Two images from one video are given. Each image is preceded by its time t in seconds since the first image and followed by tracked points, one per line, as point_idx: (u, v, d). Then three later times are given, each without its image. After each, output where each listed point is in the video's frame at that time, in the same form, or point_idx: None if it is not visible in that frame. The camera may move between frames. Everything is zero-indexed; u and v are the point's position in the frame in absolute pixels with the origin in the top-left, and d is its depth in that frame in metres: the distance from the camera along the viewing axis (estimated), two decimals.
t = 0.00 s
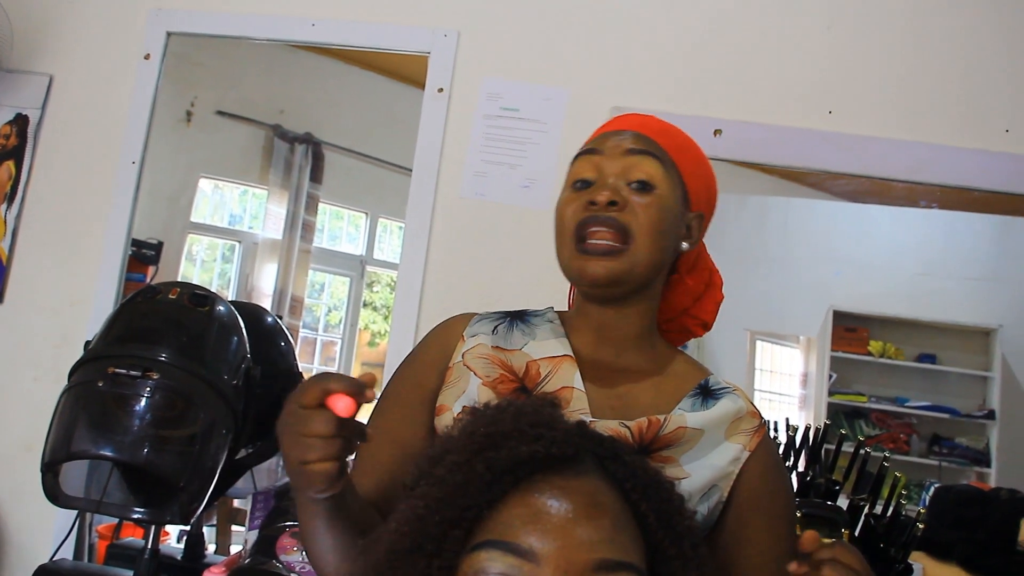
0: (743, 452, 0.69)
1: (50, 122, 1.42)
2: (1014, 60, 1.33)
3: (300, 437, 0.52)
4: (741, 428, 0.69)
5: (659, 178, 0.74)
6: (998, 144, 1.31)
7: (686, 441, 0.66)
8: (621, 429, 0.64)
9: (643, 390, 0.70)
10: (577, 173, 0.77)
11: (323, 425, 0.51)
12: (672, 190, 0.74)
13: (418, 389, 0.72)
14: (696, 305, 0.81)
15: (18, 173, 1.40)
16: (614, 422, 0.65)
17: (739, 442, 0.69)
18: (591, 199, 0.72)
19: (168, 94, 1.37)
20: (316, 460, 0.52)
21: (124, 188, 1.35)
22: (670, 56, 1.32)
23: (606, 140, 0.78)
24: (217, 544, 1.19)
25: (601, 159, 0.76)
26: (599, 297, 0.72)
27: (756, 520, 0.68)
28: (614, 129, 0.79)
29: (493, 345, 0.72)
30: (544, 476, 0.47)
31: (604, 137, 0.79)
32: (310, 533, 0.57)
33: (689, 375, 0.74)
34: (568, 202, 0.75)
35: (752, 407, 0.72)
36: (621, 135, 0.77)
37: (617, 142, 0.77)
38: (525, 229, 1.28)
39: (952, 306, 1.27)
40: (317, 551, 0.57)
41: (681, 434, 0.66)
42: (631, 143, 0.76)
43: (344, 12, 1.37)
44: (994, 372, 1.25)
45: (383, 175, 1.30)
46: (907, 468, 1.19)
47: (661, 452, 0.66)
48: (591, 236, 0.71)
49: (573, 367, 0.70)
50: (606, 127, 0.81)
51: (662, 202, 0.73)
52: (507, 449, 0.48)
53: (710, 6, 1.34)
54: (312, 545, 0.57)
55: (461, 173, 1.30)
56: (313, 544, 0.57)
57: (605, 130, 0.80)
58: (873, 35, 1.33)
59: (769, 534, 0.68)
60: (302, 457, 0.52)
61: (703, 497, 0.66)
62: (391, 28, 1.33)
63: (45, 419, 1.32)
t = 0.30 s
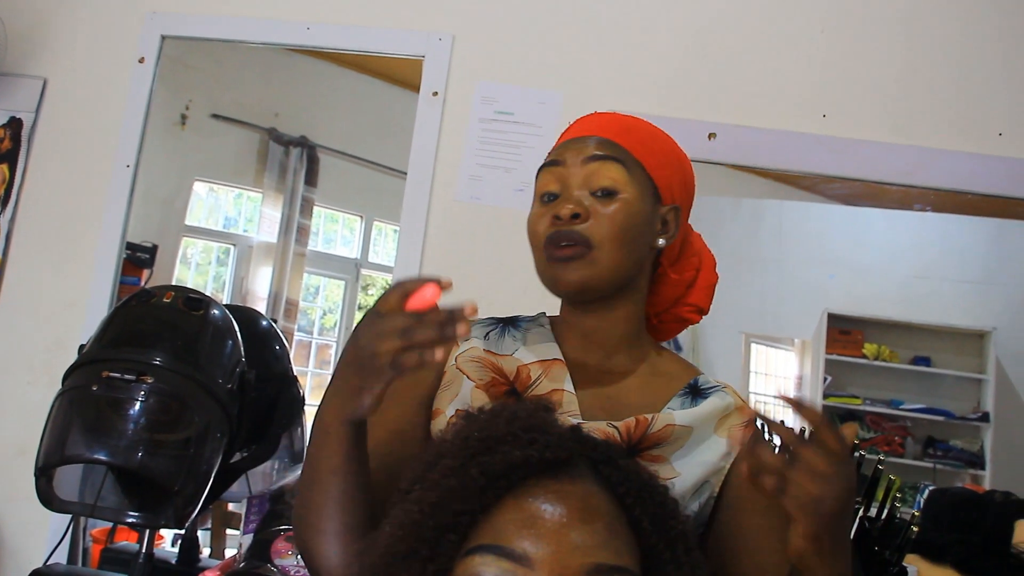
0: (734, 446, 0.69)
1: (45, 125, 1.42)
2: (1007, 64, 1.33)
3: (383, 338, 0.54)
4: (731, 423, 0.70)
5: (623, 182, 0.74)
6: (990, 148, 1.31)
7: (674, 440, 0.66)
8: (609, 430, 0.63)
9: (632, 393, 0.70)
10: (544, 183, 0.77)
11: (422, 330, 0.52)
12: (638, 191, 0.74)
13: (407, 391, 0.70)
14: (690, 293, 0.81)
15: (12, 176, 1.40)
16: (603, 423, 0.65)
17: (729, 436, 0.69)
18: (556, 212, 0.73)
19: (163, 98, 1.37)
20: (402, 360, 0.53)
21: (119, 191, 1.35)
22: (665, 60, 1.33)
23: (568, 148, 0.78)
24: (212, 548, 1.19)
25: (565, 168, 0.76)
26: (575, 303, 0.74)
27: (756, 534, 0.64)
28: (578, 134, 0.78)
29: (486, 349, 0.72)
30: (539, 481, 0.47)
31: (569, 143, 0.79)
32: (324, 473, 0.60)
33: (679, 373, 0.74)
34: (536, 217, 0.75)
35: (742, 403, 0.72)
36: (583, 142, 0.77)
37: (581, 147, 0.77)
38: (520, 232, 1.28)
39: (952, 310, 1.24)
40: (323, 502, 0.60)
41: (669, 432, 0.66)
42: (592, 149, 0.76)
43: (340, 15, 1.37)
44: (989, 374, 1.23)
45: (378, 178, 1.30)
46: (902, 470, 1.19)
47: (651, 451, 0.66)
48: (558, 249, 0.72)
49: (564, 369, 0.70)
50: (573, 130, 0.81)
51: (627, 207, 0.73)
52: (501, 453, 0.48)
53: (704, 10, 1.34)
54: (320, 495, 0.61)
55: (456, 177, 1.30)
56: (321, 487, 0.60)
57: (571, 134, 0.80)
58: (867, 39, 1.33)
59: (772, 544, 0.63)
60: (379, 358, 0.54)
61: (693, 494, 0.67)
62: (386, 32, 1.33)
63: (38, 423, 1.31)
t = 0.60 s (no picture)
0: (726, 450, 0.69)
1: (41, 126, 1.41)
2: (1002, 66, 1.33)
3: (332, 378, 0.54)
4: (724, 425, 0.69)
5: (612, 200, 0.71)
6: (987, 150, 1.31)
7: (665, 442, 0.66)
8: (601, 431, 0.64)
9: (623, 393, 0.70)
10: (541, 182, 0.75)
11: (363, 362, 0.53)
12: (629, 209, 0.71)
13: (405, 392, 0.72)
14: (692, 301, 0.80)
15: (8, 177, 1.40)
16: (595, 425, 0.66)
17: (722, 439, 0.69)
18: (539, 220, 0.71)
19: (159, 98, 1.37)
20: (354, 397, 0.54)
21: (115, 191, 1.35)
22: (661, 61, 1.33)
23: (570, 150, 0.75)
24: (208, 549, 1.18)
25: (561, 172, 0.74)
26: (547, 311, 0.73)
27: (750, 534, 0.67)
28: (583, 134, 0.76)
29: (477, 351, 0.72)
30: (533, 481, 0.47)
31: (575, 142, 0.76)
32: (307, 504, 0.59)
33: (672, 376, 0.74)
34: (524, 220, 0.74)
35: (736, 406, 0.72)
36: (585, 147, 0.74)
37: (582, 152, 0.74)
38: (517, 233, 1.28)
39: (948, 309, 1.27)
40: (311, 527, 0.60)
41: (660, 435, 0.66)
42: (590, 157, 0.73)
43: (336, 16, 1.37)
44: (985, 375, 1.24)
45: (375, 179, 1.30)
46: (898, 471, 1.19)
47: (643, 453, 0.66)
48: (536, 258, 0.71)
49: (555, 372, 0.70)
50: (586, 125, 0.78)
51: (612, 226, 0.70)
52: (496, 453, 0.48)
53: (702, 11, 1.34)
54: (306, 521, 0.60)
55: (453, 177, 1.30)
56: (307, 514, 0.60)
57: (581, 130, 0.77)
58: (862, 40, 1.34)
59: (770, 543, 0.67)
60: (333, 396, 0.55)
61: (687, 497, 0.67)
62: (383, 32, 1.33)
63: (33, 424, 1.31)
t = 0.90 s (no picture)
0: (725, 455, 0.69)
1: (37, 125, 1.41)
2: (999, 67, 1.33)
3: (268, 437, 0.50)
4: (724, 431, 0.69)
5: (637, 211, 0.71)
6: (984, 151, 1.31)
7: (664, 448, 0.66)
8: (601, 436, 0.64)
9: (623, 397, 0.71)
10: (556, 184, 0.74)
11: (288, 417, 0.49)
12: (652, 220, 0.72)
13: (403, 395, 0.73)
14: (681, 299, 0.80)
15: (4, 177, 1.40)
16: (595, 428, 0.66)
17: (721, 445, 0.69)
18: (563, 229, 0.71)
19: (156, 98, 1.36)
20: (299, 445, 0.51)
21: (111, 191, 1.35)
22: (659, 62, 1.33)
23: (587, 153, 0.74)
24: (205, 549, 1.19)
25: (581, 177, 0.73)
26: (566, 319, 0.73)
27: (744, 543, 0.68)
28: (598, 135, 0.74)
29: (475, 350, 0.72)
30: (529, 481, 0.47)
31: (590, 142, 0.75)
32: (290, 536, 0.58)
33: (670, 379, 0.74)
34: (540, 224, 0.73)
35: (736, 410, 0.72)
36: (603, 151, 0.73)
37: (602, 156, 0.73)
38: (514, 234, 1.28)
39: (943, 309, 1.26)
40: (297, 557, 0.58)
41: (661, 440, 0.66)
42: (613, 165, 0.72)
43: (332, 16, 1.37)
44: (983, 376, 1.24)
45: (372, 179, 1.30)
46: (896, 472, 1.20)
47: (642, 458, 0.66)
48: (558, 269, 0.71)
49: (554, 373, 0.70)
50: (596, 121, 0.76)
51: (637, 238, 0.71)
52: (492, 454, 0.48)
53: (699, 12, 1.34)
54: (291, 550, 0.59)
55: (450, 177, 1.30)
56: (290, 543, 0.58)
57: (593, 127, 0.75)
58: (860, 41, 1.34)
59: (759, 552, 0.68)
60: (274, 452, 0.51)
61: (685, 502, 0.67)
62: (380, 32, 1.33)
63: (29, 424, 1.31)
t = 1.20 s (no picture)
0: (722, 456, 0.69)
1: (34, 123, 1.41)
2: (997, 69, 1.34)
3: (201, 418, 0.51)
4: (720, 431, 0.69)
5: (652, 206, 0.73)
6: (980, 153, 1.31)
7: (663, 448, 0.67)
8: (597, 437, 0.64)
9: (620, 396, 0.71)
10: (566, 183, 0.74)
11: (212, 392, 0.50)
12: (665, 212, 0.73)
13: (398, 393, 0.73)
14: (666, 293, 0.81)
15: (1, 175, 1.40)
16: (591, 429, 0.66)
17: (718, 446, 0.69)
18: (584, 226, 0.71)
19: (153, 97, 1.36)
20: (235, 422, 0.51)
21: (108, 190, 1.35)
22: (656, 62, 1.33)
23: (596, 150, 0.74)
24: (201, 548, 1.19)
25: (594, 174, 0.73)
26: (585, 318, 0.73)
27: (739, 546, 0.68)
28: (604, 133, 0.75)
29: (471, 350, 0.72)
30: (521, 481, 0.47)
31: (594, 141, 0.75)
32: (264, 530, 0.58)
33: (665, 377, 0.74)
34: (556, 221, 0.73)
35: (732, 410, 0.72)
36: (610, 148, 0.74)
37: (610, 153, 0.74)
38: (511, 234, 1.28)
39: (939, 311, 1.26)
40: (274, 551, 0.59)
41: (657, 441, 0.66)
42: (623, 160, 0.73)
43: (330, 15, 1.37)
44: (979, 378, 1.25)
45: (369, 179, 1.30)
46: (892, 474, 1.19)
47: (638, 458, 0.66)
48: (581, 266, 0.71)
49: (550, 372, 0.70)
50: (593, 120, 0.77)
51: (656, 231, 0.72)
52: (484, 454, 0.48)
53: (697, 12, 1.34)
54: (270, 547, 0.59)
55: (447, 177, 1.30)
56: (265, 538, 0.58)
57: (593, 126, 0.76)
58: (857, 42, 1.34)
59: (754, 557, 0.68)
60: (211, 435, 0.51)
61: (681, 503, 0.67)
62: (378, 32, 1.33)
63: (25, 423, 1.31)
